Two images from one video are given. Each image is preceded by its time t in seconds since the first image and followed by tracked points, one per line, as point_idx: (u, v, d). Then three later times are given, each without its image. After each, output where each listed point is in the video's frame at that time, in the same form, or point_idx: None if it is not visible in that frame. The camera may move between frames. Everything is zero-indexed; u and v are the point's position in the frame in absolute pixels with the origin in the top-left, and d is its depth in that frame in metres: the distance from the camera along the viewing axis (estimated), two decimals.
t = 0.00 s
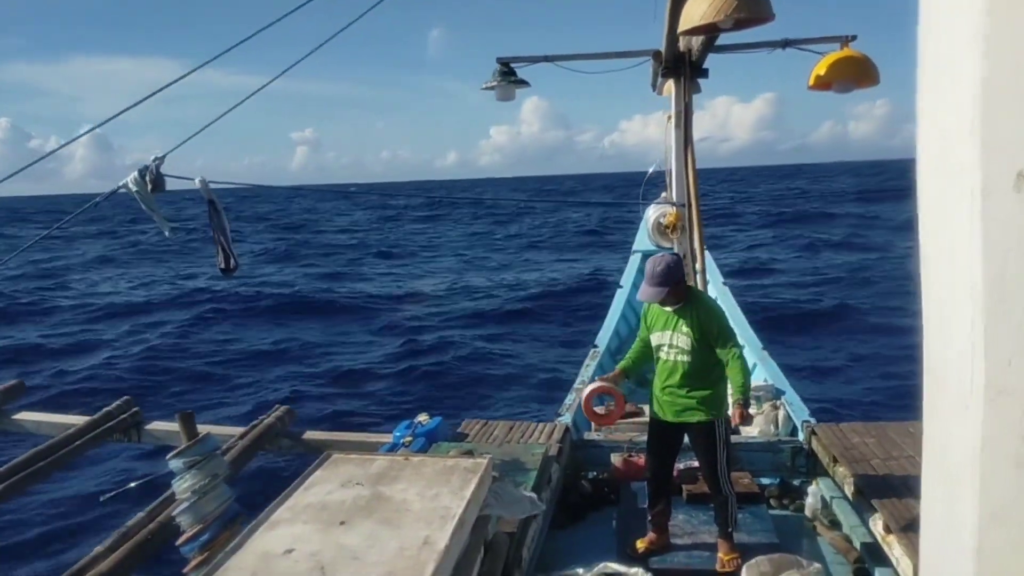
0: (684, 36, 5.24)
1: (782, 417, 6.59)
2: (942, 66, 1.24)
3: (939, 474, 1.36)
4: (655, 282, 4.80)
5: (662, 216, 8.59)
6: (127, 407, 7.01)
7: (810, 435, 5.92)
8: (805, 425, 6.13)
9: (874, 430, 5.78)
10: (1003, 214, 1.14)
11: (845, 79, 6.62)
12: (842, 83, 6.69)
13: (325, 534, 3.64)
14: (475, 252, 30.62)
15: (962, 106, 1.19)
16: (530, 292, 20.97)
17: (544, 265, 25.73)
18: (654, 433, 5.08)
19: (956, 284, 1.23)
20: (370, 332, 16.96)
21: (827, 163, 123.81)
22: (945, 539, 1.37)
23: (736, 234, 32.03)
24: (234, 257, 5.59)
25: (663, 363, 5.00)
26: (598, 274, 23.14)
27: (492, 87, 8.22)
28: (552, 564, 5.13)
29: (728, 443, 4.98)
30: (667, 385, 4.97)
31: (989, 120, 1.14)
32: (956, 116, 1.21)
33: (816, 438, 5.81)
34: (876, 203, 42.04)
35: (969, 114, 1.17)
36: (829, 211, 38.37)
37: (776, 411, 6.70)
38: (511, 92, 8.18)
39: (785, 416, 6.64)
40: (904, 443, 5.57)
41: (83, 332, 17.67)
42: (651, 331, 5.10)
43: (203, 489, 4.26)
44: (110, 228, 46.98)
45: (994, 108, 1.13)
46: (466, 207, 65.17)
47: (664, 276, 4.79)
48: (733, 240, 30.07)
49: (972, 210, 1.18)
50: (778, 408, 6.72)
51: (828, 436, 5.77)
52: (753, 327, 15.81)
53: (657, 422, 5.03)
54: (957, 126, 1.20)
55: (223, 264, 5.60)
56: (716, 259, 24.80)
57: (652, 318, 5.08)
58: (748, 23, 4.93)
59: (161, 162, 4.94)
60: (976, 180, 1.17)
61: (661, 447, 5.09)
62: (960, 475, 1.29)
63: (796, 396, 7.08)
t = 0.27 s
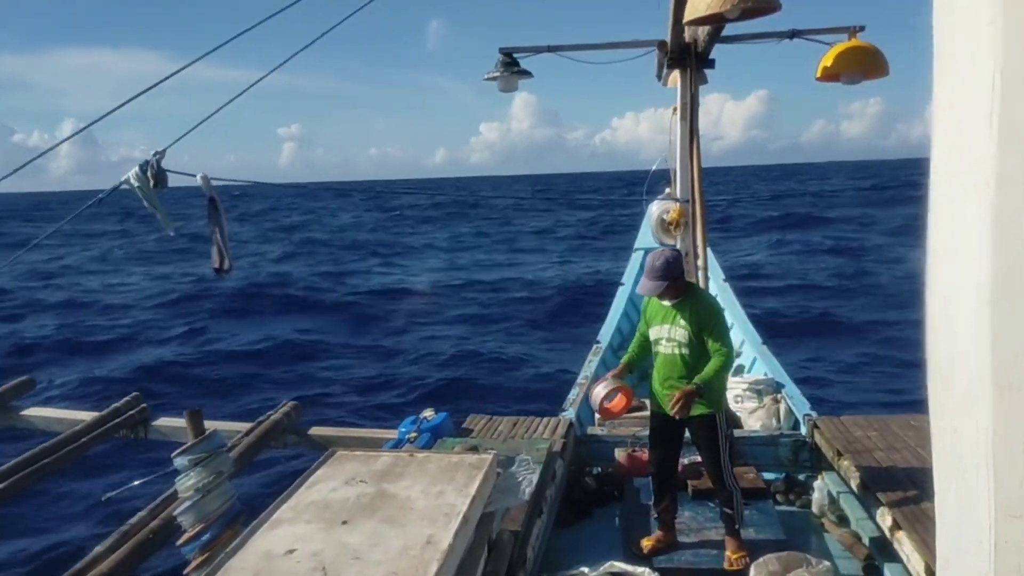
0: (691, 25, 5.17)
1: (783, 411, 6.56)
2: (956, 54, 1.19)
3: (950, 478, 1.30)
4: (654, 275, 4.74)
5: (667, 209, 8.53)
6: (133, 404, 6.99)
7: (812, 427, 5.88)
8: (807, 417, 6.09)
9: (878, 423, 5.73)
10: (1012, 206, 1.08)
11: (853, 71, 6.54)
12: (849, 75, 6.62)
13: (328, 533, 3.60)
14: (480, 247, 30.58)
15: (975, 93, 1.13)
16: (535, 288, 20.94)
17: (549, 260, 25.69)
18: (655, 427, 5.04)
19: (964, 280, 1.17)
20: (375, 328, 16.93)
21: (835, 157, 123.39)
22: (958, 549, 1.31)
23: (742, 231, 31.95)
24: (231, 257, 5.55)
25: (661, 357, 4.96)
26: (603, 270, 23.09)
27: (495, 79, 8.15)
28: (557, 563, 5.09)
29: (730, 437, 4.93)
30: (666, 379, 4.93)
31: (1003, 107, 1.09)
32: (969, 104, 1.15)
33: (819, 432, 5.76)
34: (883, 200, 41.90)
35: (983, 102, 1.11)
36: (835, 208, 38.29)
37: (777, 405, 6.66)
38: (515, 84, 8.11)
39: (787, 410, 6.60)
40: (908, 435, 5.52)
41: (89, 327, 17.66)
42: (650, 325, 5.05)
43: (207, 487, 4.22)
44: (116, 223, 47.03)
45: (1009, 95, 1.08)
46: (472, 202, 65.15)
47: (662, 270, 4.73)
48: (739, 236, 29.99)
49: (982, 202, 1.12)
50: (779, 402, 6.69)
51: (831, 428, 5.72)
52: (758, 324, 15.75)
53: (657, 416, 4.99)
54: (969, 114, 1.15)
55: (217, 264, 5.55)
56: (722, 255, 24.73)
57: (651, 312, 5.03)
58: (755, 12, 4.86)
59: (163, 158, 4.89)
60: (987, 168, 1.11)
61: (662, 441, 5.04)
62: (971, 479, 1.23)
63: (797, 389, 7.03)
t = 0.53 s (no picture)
0: (695, 23, 5.18)
1: (785, 408, 6.57)
2: (955, 52, 1.20)
3: (951, 474, 1.32)
4: (651, 274, 4.75)
5: (671, 207, 8.54)
6: (139, 400, 7.03)
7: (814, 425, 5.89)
8: (809, 415, 6.11)
9: (880, 420, 5.74)
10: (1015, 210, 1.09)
11: (858, 69, 6.55)
12: (854, 72, 6.62)
13: (332, 528, 3.63)
14: (484, 245, 30.60)
15: (977, 96, 1.15)
16: (539, 286, 20.96)
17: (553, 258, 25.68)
18: (656, 426, 5.06)
19: (966, 277, 1.20)
20: (380, 325, 16.96)
21: (841, 156, 122.97)
22: (957, 543, 1.33)
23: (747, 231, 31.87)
24: (228, 254, 5.57)
25: (661, 356, 4.99)
26: (607, 269, 23.09)
27: (499, 77, 8.16)
28: (559, 558, 5.11)
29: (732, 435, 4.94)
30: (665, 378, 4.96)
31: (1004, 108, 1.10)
32: (971, 105, 1.17)
33: (820, 429, 5.77)
34: (888, 200, 41.77)
35: (984, 104, 1.13)
36: (839, 208, 38.18)
37: (780, 402, 6.67)
38: (519, 81, 8.12)
39: (790, 408, 6.61)
40: (909, 433, 5.53)
41: (93, 323, 17.72)
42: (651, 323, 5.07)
43: (213, 482, 4.25)
44: (121, 218, 47.11)
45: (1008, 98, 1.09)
46: (476, 200, 65.11)
47: (659, 269, 4.73)
48: (743, 237, 29.92)
49: (986, 201, 1.14)
50: (782, 399, 6.70)
51: (832, 426, 5.73)
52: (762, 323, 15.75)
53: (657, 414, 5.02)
54: (970, 117, 1.17)
55: (217, 261, 5.58)
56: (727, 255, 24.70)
57: (652, 311, 5.05)
58: (758, 11, 4.87)
59: (165, 154, 4.91)
60: (991, 171, 1.13)
61: (661, 439, 5.06)
62: (971, 476, 1.25)
63: (800, 387, 7.04)
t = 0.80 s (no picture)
0: (697, 28, 5.22)
1: (786, 412, 6.60)
2: (955, 49, 1.23)
3: (949, 473, 1.34)
4: (652, 275, 4.78)
5: (672, 209, 8.57)
6: (139, 398, 7.05)
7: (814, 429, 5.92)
8: (809, 418, 6.14)
9: (879, 424, 5.77)
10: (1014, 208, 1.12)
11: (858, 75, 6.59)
12: (854, 77, 6.66)
13: (333, 525, 3.66)
14: (484, 244, 30.64)
15: (977, 96, 1.17)
16: (539, 286, 21.00)
17: (553, 259, 25.70)
18: (656, 429, 5.08)
19: (968, 276, 1.22)
20: (379, 323, 16.99)
21: (842, 159, 122.99)
22: (953, 542, 1.35)
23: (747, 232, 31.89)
24: (231, 250, 5.61)
25: (665, 359, 5.02)
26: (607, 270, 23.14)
27: (502, 78, 8.21)
28: (557, 557, 5.14)
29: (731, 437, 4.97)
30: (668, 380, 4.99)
31: (1004, 107, 1.12)
32: (971, 105, 1.19)
33: (820, 433, 5.80)
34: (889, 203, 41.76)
35: (984, 105, 1.16)
36: (840, 210, 38.19)
37: (781, 405, 6.70)
38: (521, 83, 8.16)
39: (790, 411, 6.64)
40: (908, 437, 5.56)
41: (94, 319, 17.75)
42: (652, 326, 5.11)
43: (214, 479, 4.27)
44: (123, 214, 47.14)
45: (1008, 99, 1.12)
46: (478, 199, 65.10)
47: (660, 271, 4.77)
48: (744, 239, 29.93)
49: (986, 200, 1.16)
50: (783, 402, 6.72)
51: (832, 429, 5.76)
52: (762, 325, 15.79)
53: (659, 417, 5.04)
54: (971, 116, 1.19)
55: (221, 256, 5.61)
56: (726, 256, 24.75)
57: (653, 314, 5.09)
58: (760, 16, 4.91)
59: (168, 151, 4.95)
60: (991, 170, 1.15)
61: (662, 441, 5.09)
62: (968, 475, 1.27)
63: (801, 390, 7.07)
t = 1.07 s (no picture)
0: (699, 35, 5.23)
1: (787, 420, 6.59)
2: (951, 54, 1.24)
3: (943, 476, 1.35)
4: (656, 281, 4.78)
5: (672, 215, 8.57)
6: (133, 396, 7.03)
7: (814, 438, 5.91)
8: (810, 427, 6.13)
9: (880, 434, 5.75)
10: (1010, 217, 1.12)
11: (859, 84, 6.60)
12: (855, 87, 6.68)
13: (329, 527, 3.66)
14: (483, 247, 30.65)
15: (973, 103, 1.17)
16: (538, 289, 21.01)
17: (552, 262, 25.71)
18: (658, 435, 5.08)
19: (963, 284, 1.22)
20: (377, 325, 16.98)
21: (842, 166, 123.11)
22: (944, 547, 1.36)
23: (746, 238, 31.91)
24: (239, 248, 5.59)
25: (668, 366, 5.01)
26: (606, 274, 23.15)
27: (504, 83, 8.22)
28: (553, 562, 5.14)
29: (731, 444, 4.97)
30: (671, 386, 4.98)
31: (1001, 113, 1.13)
32: (966, 112, 1.19)
33: (821, 442, 5.78)
34: (888, 209, 41.80)
35: (980, 112, 1.16)
36: (839, 216, 38.23)
37: (782, 414, 6.69)
38: (523, 88, 8.18)
39: (791, 419, 6.64)
40: (909, 448, 5.54)
41: (92, 318, 17.73)
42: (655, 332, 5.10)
43: (208, 480, 4.28)
44: (122, 213, 47.14)
45: (1004, 105, 1.12)
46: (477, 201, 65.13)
47: (665, 275, 4.76)
48: (743, 244, 29.94)
49: (981, 208, 1.16)
50: (784, 410, 6.71)
51: (833, 439, 5.75)
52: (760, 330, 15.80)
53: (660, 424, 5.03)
54: (966, 123, 1.19)
55: (226, 256, 5.59)
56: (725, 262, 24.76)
57: (656, 320, 5.08)
58: (762, 23, 4.92)
59: (171, 152, 4.95)
60: (986, 177, 1.15)
61: (662, 448, 5.08)
62: (962, 483, 1.28)
63: (802, 398, 7.07)
